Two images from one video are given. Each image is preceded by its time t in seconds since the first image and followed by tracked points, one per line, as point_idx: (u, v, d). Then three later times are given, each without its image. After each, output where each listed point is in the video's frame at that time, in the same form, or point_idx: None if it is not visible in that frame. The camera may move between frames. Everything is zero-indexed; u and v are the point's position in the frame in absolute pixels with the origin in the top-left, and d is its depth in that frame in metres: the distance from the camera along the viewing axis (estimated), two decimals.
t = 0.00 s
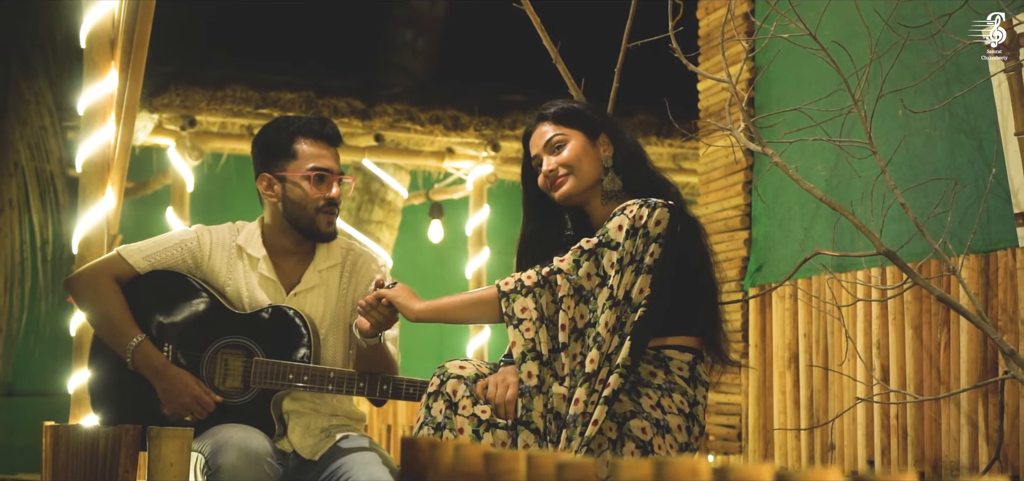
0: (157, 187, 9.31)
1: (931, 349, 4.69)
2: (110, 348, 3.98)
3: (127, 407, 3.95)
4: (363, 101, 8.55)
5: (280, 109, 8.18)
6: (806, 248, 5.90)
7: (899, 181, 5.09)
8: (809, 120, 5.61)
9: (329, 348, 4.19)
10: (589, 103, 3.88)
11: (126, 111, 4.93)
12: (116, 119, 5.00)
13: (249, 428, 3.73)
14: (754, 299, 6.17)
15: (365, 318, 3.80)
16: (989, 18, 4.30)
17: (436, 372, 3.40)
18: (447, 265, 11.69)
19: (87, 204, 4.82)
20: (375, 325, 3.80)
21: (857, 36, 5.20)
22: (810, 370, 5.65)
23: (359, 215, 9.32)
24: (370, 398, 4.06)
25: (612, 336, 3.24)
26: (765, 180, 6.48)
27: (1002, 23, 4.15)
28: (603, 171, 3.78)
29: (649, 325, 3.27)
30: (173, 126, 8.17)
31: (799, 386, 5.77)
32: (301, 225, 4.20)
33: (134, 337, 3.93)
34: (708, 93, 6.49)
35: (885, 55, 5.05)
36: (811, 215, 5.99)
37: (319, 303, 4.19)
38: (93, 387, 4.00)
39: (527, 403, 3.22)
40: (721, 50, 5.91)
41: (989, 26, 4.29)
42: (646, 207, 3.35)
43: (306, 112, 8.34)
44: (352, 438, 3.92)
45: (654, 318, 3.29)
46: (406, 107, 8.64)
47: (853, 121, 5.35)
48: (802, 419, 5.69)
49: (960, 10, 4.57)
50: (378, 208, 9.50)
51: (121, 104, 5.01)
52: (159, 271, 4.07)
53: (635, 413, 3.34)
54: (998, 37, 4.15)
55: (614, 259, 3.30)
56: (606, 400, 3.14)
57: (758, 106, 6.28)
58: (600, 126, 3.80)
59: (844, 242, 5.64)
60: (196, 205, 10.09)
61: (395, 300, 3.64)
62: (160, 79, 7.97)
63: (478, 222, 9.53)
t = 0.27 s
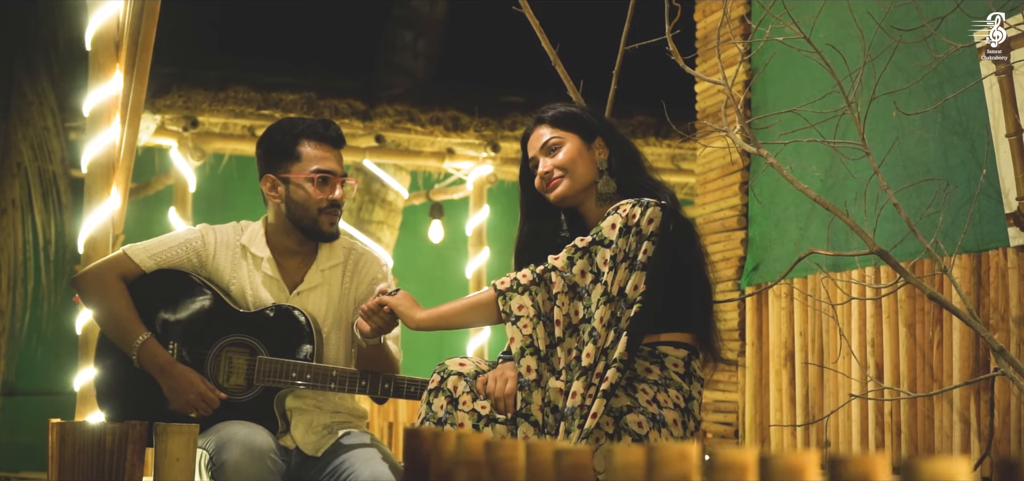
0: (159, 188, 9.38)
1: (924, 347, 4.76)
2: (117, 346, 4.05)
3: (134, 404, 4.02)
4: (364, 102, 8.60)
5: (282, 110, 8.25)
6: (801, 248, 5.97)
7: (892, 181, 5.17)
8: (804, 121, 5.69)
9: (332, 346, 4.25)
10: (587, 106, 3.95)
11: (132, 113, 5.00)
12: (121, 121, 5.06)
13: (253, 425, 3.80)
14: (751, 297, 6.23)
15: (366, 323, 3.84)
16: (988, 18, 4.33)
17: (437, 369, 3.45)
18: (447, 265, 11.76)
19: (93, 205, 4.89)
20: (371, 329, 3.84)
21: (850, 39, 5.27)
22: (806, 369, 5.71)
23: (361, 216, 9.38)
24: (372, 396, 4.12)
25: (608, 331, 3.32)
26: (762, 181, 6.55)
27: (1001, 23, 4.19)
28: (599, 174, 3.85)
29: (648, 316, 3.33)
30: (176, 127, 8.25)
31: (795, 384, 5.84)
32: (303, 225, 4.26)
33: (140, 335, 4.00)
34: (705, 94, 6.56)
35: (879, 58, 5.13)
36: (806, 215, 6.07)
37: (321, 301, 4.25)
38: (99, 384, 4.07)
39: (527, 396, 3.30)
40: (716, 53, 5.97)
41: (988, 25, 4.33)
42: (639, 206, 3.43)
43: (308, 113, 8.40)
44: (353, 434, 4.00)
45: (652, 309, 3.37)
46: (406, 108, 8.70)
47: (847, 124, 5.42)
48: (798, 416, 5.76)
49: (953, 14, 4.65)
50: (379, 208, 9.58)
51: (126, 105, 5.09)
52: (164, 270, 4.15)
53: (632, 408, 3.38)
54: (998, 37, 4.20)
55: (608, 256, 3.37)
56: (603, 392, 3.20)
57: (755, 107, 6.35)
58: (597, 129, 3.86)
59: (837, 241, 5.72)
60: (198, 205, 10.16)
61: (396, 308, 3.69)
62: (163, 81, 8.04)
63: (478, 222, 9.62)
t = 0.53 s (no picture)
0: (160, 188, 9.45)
1: (915, 344, 4.83)
2: (120, 343, 4.11)
3: (137, 401, 4.08)
4: (364, 103, 8.65)
5: (282, 111, 8.30)
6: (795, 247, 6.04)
7: (885, 183, 5.22)
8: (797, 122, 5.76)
9: (332, 343, 4.32)
10: (586, 106, 4.00)
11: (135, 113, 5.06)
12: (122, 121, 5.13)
13: (254, 422, 3.87)
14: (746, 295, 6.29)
15: (366, 325, 3.93)
16: (988, 18, 4.40)
17: (435, 367, 3.54)
18: (446, 265, 11.82)
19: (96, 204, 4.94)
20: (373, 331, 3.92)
21: (843, 42, 5.34)
22: (800, 367, 5.78)
23: (360, 215, 9.45)
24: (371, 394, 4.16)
25: (604, 328, 3.36)
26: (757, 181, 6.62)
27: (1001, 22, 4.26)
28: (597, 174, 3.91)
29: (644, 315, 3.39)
30: (177, 128, 8.32)
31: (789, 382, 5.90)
32: (303, 223, 4.33)
33: (144, 332, 4.06)
34: (702, 95, 6.62)
35: (870, 62, 5.20)
36: (800, 215, 6.14)
37: (321, 300, 4.31)
38: (103, 381, 4.13)
39: (524, 392, 3.34)
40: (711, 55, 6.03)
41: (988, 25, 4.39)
42: (635, 205, 3.50)
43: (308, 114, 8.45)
44: (353, 431, 4.06)
45: (648, 308, 3.43)
46: (405, 108, 8.75)
47: (839, 126, 5.49)
48: (791, 413, 5.82)
49: (944, 17, 4.73)
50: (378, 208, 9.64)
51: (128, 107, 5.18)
52: (167, 269, 4.21)
53: (627, 406, 3.45)
54: (998, 36, 4.26)
55: (604, 255, 3.43)
56: (600, 390, 3.27)
57: (751, 108, 6.40)
58: (596, 130, 3.92)
59: (831, 241, 5.79)
60: (198, 205, 10.22)
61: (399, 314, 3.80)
62: (164, 81, 8.10)
63: (475, 223, 9.69)
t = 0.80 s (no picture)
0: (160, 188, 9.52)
1: (906, 343, 4.89)
2: (119, 344, 4.17)
3: (136, 401, 4.14)
4: (363, 104, 8.71)
5: (281, 112, 8.36)
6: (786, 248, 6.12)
7: (874, 185, 5.30)
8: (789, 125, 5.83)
9: (328, 341, 4.38)
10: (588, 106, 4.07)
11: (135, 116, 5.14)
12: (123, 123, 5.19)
13: (254, 420, 3.93)
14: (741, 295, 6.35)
15: (365, 323, 4.01)
16: (988, 18, 4.40)
17: (432, 365, 3.59)
18: (444, 264, 11.89)
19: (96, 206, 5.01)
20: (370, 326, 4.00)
21: (833, 46, 5.41)
22: (794, 367, 5.84)
23: (358, 215, 9.52)
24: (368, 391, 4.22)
25: (602, 331, 3.41)
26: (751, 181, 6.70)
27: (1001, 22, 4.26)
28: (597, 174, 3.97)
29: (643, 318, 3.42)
30: (176, 129, 8.38)
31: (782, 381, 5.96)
32: (296, 219, 4.42)
33: (143, 333, 4.11)
34: (696, 97, 6.69)
35: (860, 66, 5.27)
36: (793, 216, 6.20)
37: (317, 299, 4.38)
38: (103, 382, 4.19)
39: (521, 394, 3.40)
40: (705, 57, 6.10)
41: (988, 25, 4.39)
42: (634, 208, 3.54)
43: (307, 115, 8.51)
44: (351, 429, 4.12)
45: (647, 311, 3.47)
46: (403, 109, 8.80)
47: (830, 129, 5.56)
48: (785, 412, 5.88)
49: (935, 20, 4.78)
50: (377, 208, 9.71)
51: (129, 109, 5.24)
52: (165, 271, 4.26)
53: (621, 405, 3.46)
54: (998, 36, 4.26)
55: (602, 257, 3.48)
56: (597, 392, 3.30)
57: (744, 110, 6.47)
58: (596, 131, 3.98)
59: (823, 241, 5.85)
60: (197, 205, 10.28)
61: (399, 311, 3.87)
62: (164, 82, 8.16)
63: (473, 222, 9.73)
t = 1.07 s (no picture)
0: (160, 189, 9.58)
1: (899, 343, 4.95)
2: (119, 346, 4.24)
3: (137, 402, 4.21)
4: (362, 105, 8.77)
5: (281, 113, 8.42)
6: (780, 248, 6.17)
7: (866, 186, 5.39)
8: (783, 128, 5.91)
9: (326, 338, 4.45)
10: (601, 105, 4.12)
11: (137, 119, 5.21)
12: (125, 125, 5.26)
13: (254, 419, 3.99)
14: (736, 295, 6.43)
15: (366, 314, 4.07)
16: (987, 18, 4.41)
17: (431, 364, 3.66)
18: (444, 264, 11.95)
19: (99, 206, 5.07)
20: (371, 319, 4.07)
21: (826, 50, 5.48)
22: (788, 367, 5.90)
23: (357, 216, 9.59)
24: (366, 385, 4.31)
25: (603, 338, 3.45)
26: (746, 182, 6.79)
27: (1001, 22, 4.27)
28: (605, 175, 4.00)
29: (644, 328, 3.51)
30: (177, 130, 8.43)
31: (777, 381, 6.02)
32: (287, 216, 4.47)
33: (142, 335, 4.18)
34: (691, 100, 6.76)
35: (852, 69, 5.35)
36: (787, 217, 6.27)
37: (313, 298, 4.44)
38: (104, 384, 4.26)
39: (520, 398, 3.47)
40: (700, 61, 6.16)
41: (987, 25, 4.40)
42: (637, 215, 3.56)
43: (306, 116, 8.57)
44: (350, 426, 4.17)
45: (648, 319, 3.54)
46: (402, 111, 8.88)
47: (822, 131, 5.64)
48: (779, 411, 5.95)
49: (926, 25, 4.85)
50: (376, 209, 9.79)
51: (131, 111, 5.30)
52: (162, 274, 4.33)
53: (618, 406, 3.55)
54: (997, 36, 4.28)
55: (605, 265, 3.51)
56: (598, 401, 3.37)
57: (739, 112, 6.53)
58: (608, 131, 4.03)
59: (815, 240, 5.92)
60: (197, 206, 10.35)
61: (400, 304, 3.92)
62: (164, 84, 8.25)
63: (473, 222, 9.76)
